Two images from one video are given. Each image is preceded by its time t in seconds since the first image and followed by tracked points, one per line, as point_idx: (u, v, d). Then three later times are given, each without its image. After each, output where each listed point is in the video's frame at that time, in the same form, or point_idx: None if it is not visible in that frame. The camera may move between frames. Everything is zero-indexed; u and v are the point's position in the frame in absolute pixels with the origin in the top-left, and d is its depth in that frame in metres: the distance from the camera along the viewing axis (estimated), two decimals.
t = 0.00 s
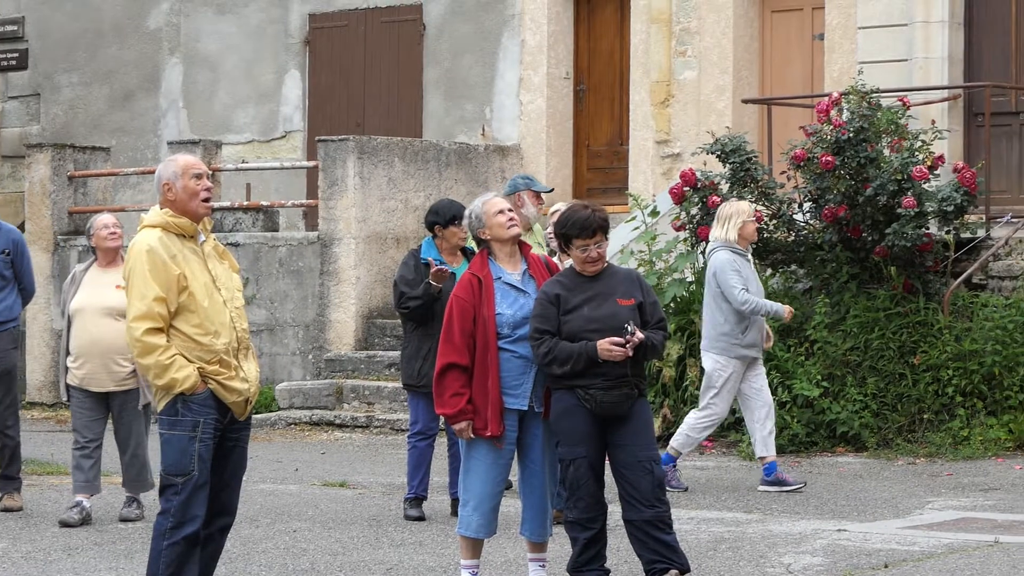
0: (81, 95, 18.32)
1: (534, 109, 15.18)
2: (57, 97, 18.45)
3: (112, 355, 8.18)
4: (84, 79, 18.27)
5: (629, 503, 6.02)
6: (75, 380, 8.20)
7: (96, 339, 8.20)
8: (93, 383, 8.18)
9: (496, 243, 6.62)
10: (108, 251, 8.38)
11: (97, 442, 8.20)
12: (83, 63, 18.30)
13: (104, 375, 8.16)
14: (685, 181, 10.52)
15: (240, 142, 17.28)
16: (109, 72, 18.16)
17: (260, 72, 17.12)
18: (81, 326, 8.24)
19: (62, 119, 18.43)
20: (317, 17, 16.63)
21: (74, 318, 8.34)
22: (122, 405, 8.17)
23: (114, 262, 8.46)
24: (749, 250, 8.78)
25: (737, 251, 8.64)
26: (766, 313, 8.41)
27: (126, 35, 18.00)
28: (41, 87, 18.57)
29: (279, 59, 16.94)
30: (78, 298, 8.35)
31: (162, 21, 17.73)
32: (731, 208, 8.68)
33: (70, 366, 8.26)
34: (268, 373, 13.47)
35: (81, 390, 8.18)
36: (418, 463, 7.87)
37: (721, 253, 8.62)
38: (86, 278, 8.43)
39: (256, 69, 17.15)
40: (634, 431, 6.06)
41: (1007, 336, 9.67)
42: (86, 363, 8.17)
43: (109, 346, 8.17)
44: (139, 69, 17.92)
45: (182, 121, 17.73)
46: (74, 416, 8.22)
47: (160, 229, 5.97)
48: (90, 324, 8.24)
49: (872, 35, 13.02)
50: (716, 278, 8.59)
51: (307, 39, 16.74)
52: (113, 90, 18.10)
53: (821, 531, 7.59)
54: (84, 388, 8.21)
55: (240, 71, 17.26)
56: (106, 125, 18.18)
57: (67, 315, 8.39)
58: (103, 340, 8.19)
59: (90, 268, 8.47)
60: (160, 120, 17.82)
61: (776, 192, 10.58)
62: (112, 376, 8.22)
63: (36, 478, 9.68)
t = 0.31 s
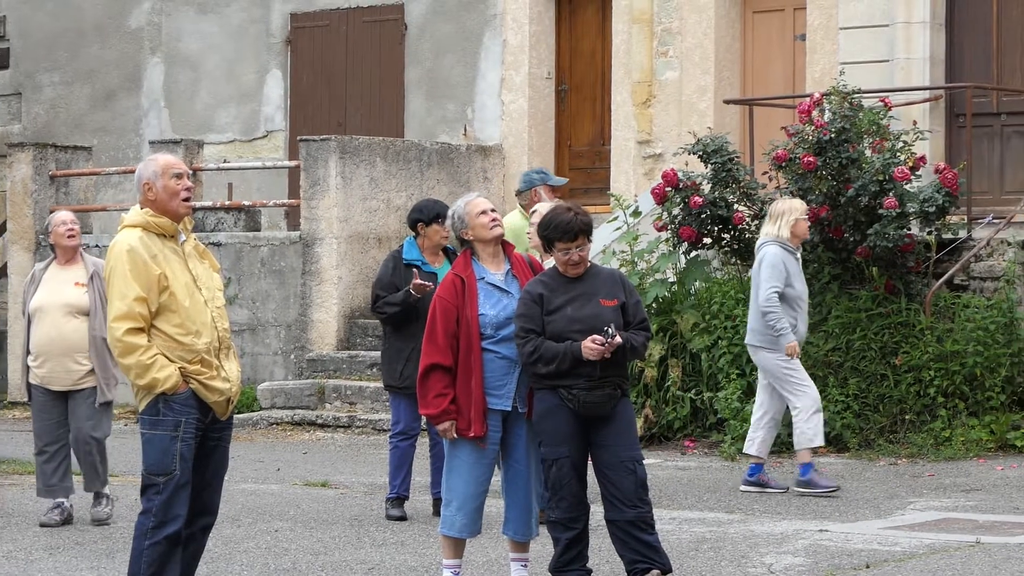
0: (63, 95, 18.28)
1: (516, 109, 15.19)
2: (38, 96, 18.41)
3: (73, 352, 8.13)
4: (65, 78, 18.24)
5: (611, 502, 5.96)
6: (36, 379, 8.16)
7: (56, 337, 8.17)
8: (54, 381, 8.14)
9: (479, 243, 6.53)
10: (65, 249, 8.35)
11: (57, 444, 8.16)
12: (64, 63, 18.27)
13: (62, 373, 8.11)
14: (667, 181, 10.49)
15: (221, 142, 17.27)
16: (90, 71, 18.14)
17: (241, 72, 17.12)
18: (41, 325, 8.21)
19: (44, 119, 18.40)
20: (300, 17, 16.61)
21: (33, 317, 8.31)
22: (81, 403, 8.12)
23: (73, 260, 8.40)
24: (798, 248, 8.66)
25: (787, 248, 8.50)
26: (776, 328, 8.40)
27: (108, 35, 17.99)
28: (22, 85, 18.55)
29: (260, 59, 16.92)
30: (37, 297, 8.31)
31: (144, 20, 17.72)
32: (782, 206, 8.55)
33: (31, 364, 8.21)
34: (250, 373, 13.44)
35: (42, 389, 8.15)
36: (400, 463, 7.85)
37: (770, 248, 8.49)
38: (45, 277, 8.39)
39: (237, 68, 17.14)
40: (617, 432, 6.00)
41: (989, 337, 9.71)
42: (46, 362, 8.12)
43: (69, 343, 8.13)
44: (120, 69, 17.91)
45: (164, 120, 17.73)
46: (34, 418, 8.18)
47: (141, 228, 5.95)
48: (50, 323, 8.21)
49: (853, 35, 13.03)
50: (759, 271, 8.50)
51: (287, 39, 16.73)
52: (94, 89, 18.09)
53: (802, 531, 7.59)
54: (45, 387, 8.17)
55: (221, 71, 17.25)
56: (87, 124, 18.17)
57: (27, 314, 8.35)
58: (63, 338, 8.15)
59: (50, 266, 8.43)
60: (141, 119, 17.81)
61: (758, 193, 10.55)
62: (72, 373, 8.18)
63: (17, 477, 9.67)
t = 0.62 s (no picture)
0: (61, 93, 18.30)
1: (515, 109, 15.19)
2: (37, 95, 18.45)
3: (62, 350, 8.10)
4: (65, 77, 18.25)
5: (611, 501, 5.97)
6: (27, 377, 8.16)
7: (45, 334, 8.12)
8: (44, 378, 8.12)
9: (481, 243, 6.48)
10: (56, 247, 8.25)
11: (53, 443, 8.15)
12: (64, 62, 18.28)
13: (51, 371, 8.09)
14: (665, 181, 10.44)
15: (221, 140, 17.26)
16: (90, 70, 18.14)
17: (240, 70, 17.11)
18: (31, 323, 8.18)
19: (43, 117, 18.44)
20: (299, 15, 16.60)
21: (28, 314, 8.26)
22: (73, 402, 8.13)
23: (68, 259, 8.32)
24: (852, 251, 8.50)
25: (844, 252, 8.35)
26: (842, 338, 8.22)
27: (108, 34, 18.00)
28: (21, 84, 18.56)
29: (259, 57, 16.91)
30: (32, 294, 8.26)
31: (143, 19, 17.73)
32: (841, 207, 8.40)
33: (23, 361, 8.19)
34: (248, 372, 13.42)
35: (33, 387, 8.14)
36: (399, 464, 7.80)
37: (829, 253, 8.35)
38: (40, 274, 8.32)
39: (236, 67, 17.14)
40: (617, 431, 6.00)
41: (988, 336, 9.72)
42: (36, 359, 8.09)
43: (57, 341, 8.10)
44: (120, 67, 17.92)
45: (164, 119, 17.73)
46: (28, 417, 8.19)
47: (139, 227, 5.93)
48: (40, 321, 8.16)
49: (852, 35, 13.02)
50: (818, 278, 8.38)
51: (287, 37, 16.73)
52: (94, 88, 18.10)
53: (802, 530, 7.59)
54: (36, 385, 8.15)
55: (220, 69, 17.24)
56: (87, 123, 18.18)
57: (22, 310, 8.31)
58: (50, 336, 8.11)
59: (46, 265, 8.34)
60: (141, 117, 17.81)
61: (757, 192, 10.49)
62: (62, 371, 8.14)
63: (15, 477, 9.66)
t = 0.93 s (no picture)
0: (83, 89, 18.31)
1: (536, 105, 15.17)
2: (59, 90, 18.45)
3: (72, 345, 8.07)
4: (86, 73, 18.25)
5: (634, 495, 5.92)
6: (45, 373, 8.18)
7: (58, 331, 8.12)
8: (57, 373, 8.12)
9: (505, 241, 6.39)
10: (74, 242, 8.20)
11: (71, 440, 8.15)
12: (85, 58, 18.28)
13: (64, 366, 8.07)
14: (686, 177, 10.49)
15: (241, 137, 17.23)
16: (110, 66, 18.15)
17: (261, 67, 17.11)
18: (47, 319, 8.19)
19: (64, 113, 18.44)
20: (320, 11, 16.63)
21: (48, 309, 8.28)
22: (87, 398, 8.08)
23: (88, 254, 8.28)
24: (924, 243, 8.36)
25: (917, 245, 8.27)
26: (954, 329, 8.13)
27: (128, 30, 18.00)
28: (43, 81, 18.55)
29: (281, 53, 16.92)
30: (52, 288, 8.27)
31: (164, 15, 17.73)
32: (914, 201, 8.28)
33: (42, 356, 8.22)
34: (269, 368, 13.41)
35: (49, 382, 8.15)
36: (420, 460, 7.82)
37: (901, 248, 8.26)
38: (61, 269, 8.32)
39: (257, 63, 17.13)
40: (640, 426, 5.96)
41: (1009, 334, 9.69)
42: (49, 354, 8.10)
43: (68, 336, 8.08)
44: (140, 63, 17.92)
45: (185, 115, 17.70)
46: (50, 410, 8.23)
47: (160, 223, 5.80)
48: (54, 316, 8.16)
49: (874, 32, 13.01)
50: (900, 274, 8.23)
51: (308, 33, 16.74)
52: (114, 85, 18.09)
53: (823, 527, 7.58)
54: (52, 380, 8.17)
55: (241, 65, 17.23)
56: (107, 119, 18.16)
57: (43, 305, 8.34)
58: (63, 331, 8.10)
59: (67, 260, 8.33)
60: (161, 113, 17.79)
61: (778, 189, 10.52)
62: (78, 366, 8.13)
63: (39, 472, 9.66)
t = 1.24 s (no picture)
0: (96, 86, 18.29)
1: (549, 101, 15.15)
2: (72, 87, 18.44)
3: (82, 342, 8.06)
4: (98, 70, 18.25)
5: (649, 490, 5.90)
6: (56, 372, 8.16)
7: (67, 327, 8.11)
8: (67, 370, 8.10)
9: (511, 237, 6.29)
10: (84, 239, 8.20)
11: (83, 436, 8.12)
12: (97, 54, 18.28)
13: (74, 363, 8.06)
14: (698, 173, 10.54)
15: (255, 134, 17.26)
16: (122, 63, 18.15)
17: (274, 63, 17.11)
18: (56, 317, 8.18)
19: (77, 110, 18.42)
20: (331, 9, 16.64)
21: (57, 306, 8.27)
22: (97, 394, 8.06)
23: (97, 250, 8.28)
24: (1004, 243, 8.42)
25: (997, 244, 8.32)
26: None
27: (141, 27, 18.00)
28: (55, 78, 18.55)
29: (294, 50, 16.92)
30: (61, 286, 8.26)
31: (177, 12, 17.72)
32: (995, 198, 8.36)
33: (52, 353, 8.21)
34: (281, 365, 13.42)
35: (60, 379, 8.13)
36: (432, 456, 7.84)
37: (987, 246, 8.29)
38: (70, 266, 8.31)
39: (270, 60, 17.12)
40: (659, 420, 5.95)
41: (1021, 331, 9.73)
42: (60, 351, 8.09)
43: (77, 333, 8.07)
44: (153, 61, 17.92)
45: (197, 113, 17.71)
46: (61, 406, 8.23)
47: (175, 219, 5.79)
48: (62, 312, 8.15)
49: (887, 29, 13.00)
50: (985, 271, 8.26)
51: (320, 30, 16.74)
52: (126, 81, 18.10)
53: (834, 524, 7.59)
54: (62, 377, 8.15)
55: (254, 62, 17.22)
56: (120, 116, 18.17)
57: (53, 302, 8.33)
58: (72, 328, 8.09)
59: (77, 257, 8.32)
60: (174, 111, 17.80)
61: (790, 186, 10.57)
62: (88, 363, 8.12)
63: (51, 468, 9.68)
